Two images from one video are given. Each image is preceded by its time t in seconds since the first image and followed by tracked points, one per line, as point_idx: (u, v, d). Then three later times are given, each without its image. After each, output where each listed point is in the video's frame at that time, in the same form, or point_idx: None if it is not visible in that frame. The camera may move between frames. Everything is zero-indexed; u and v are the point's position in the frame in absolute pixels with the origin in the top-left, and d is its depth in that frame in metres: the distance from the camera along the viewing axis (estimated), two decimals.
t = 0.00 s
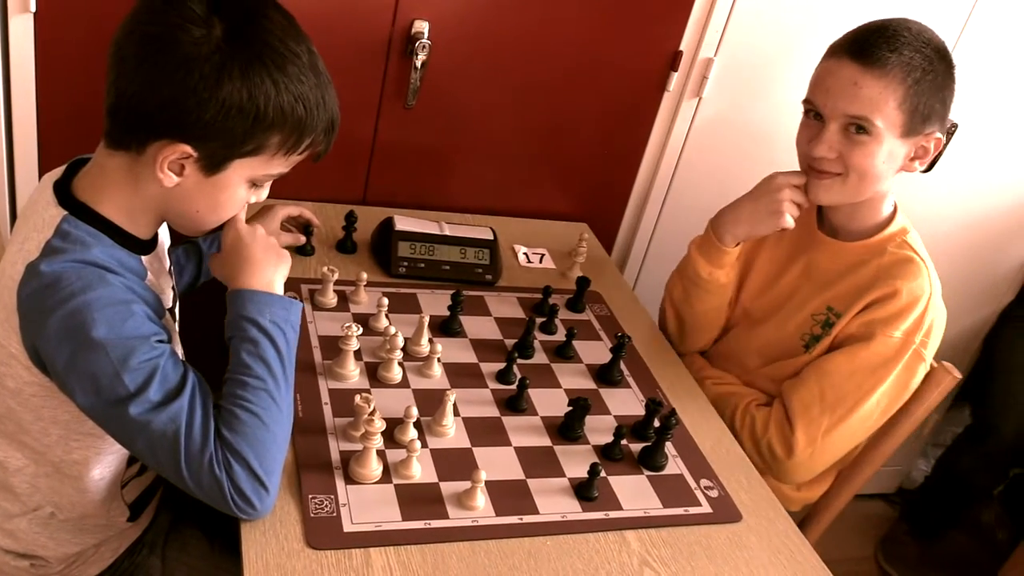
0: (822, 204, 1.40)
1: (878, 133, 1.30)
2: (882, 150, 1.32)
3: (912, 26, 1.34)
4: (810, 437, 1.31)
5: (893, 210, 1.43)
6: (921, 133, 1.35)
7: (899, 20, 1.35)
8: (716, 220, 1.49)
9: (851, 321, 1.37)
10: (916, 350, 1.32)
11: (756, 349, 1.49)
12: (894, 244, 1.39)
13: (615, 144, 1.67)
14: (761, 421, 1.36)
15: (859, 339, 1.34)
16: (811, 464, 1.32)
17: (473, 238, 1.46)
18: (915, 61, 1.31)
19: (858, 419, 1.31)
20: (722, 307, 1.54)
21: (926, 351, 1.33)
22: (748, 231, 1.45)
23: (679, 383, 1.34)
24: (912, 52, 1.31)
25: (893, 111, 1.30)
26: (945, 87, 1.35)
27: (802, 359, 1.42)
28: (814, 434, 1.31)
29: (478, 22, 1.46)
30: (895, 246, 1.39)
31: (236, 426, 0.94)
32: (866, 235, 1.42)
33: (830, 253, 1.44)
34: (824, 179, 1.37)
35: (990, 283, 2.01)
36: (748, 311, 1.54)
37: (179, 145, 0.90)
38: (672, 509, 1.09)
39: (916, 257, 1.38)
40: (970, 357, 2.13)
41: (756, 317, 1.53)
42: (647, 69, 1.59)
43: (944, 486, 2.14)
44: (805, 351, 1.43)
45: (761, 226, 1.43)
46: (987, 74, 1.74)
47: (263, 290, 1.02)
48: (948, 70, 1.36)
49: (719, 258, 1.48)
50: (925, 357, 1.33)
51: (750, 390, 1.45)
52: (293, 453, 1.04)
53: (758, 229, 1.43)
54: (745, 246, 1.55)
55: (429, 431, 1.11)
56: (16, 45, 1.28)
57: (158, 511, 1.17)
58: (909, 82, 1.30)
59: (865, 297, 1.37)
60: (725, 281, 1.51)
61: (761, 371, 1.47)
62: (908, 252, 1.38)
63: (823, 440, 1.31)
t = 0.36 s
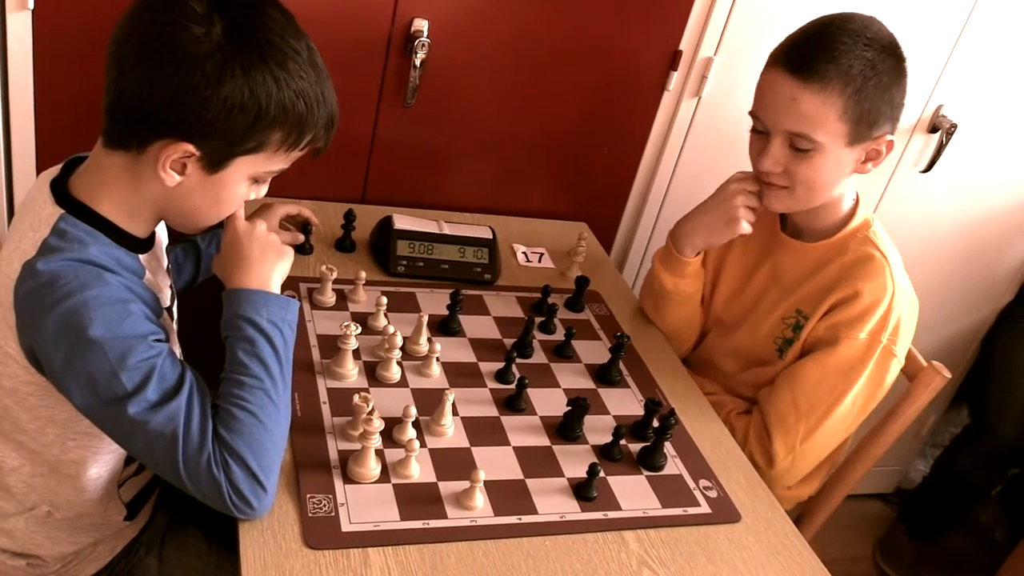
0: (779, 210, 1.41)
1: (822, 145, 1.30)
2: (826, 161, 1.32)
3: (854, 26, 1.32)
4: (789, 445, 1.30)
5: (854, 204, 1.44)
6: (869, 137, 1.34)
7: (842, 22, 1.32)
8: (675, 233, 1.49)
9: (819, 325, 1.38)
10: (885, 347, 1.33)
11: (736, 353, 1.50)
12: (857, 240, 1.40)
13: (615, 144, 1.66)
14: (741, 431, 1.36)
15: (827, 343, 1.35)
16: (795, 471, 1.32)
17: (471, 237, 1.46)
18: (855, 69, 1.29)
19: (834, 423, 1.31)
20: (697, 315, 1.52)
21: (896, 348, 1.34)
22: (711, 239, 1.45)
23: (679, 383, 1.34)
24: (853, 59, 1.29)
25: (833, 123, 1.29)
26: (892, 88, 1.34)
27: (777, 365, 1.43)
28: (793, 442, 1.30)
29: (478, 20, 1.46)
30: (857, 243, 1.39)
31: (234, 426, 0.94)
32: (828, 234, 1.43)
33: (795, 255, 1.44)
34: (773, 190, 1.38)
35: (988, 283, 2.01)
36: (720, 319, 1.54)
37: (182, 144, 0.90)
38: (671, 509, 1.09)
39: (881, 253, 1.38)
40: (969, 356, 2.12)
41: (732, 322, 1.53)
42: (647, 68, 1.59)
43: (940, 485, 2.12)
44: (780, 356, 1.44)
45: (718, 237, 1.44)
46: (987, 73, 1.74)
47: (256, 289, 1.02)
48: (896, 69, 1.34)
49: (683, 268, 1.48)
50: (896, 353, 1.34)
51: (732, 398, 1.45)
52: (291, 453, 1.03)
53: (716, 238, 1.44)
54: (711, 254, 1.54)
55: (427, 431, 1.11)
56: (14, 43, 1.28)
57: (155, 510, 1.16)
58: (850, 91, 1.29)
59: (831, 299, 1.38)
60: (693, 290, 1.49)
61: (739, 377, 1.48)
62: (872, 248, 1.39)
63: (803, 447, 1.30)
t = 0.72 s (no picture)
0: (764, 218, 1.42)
1: (797, 161, 1.31)
2: (802, 176, 1.32)
3: (830, 38, 1.31)
4: (784, 450, 1.30)
5: (843, 205, 1.43)
6: (846, 150, 1.34)
7: (818, 34, 1.31)
8: (666, 239, 1.49)
9: (811, 330, 1.37)
10: (878, 349, 1.33)
11: (733, 357, 1.50)
12: (846, 243, 1.39)
13: (617, 144, 1.66)
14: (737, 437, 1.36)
15: (819, 348, 1.35)
16: (791, 475, 1.32)
17: (472, 237, 1.45)
18: (830, 84, 1.28)
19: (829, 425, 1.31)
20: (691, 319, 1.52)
21: (889, 349, 1.34)
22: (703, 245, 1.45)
23: (678, 384, 1.34)
24: (828, 74, 1.28)
25: (808, 138, 1.29)
26: (868, 100, 1.33)
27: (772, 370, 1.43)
28: (788, 447, 1.30)
29: (482, 20, 1.46)
30: (848, 245, 1.39)
31: (234, 421, 0.94)
32: (818, 237, 1.43)
33: (787, 258, 1.44)
34: (750, 201, 1.39)
35: (990, 286, 2.01)
36: (713, 322, 1.54)
37: (190, 145, 0.90)
38: (670, 511, 1.09)
39: (870, 255, 1.38)
40: (969, 360, 2.12)
41: (727, 325, 1.52)
42: (650, 68, 1.59)
43: (939, 489, 2.12)
44: (774, 360, 1.44)
45: (704, 240, 1.44)
46: (989, 77, 1.74)
47: (250, 285, 1.02)
48: (874, 79, 1.34)
49: (674, 274, 1.47)
50: (889, 355, 1.34)
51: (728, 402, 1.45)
52: (290, 452, 1.03)
53: (704, 242, 1.44)
54: (703, 257, 1.54)
55: (427, 431, 1.11)
56: (14, 38, 1.27)
57: (154, 507, 1.16)
58: (824, 107, 1.28)
59: (822, 303, 1.38)
60: (686, 295, 1.49)
61: (736, 380, 1.48)
62: (861, 250, 1.38)
63: (798, 452, 1.30)
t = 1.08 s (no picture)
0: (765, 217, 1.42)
1: (801, 161, 1.30)
2: (807, 176, 1.32)
3: (838, 38, 1.30)
4: (790, 448, 1.30)
5: (849, 205, 1.44)
6: (851, 151, 1.34)
7: (826, 35, 1.31)
8: (664, 235, 1.49)
9: (818, 328, 1.37)
10: (885, 348, 1.33)
11: (734, 356, 1.50)
12: (854, 243, 1.39)
13: (618, 143, 1.66)
14: (741, 435, 1.35)
15: (827, 346, 1.35)
16: (794, 473, 1.31)
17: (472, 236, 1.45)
18: (836, 85, 1.28)
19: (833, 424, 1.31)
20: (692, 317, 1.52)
21: (895, 348, 1.34)
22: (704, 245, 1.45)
23: (678, 383, 1.34)
24: (835, 75, 1.28)
25: (812, 138, 1.29)
26: (875, 102, 1.33)
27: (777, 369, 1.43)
28: (794, 444, 1.30)
29: (482, 18, 1.45)
30: (855, 244, 1.39)
31: (233, 422, 0.94)
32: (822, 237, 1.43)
33: (793, 256, 1.44)
34: (755, 200, 1.38)
35: (992, 286, 2.01)
36: (717, 321, 1.54)
37: (190, 144, 0.90)
38: (670, 512, 1.08)
39: (878, 255, 1.38)
40: (971, 360, 2.12)
41: (730, 325, 1.52)
42: (651, 68, 1.58)
43: (939, 489, 2.12)
44: (779, 359, 1.44)
45: (703, 237, 1.44)
46: (994, 74, 1.73)
47: (248, 285, 1.01)
48: (880, 81, 1.34)
49: (673, 270, 1.47)
50: (895, 354, 1.33)
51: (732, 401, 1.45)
52: (290, 451, 1.03)
53: (703, 239, 1.44)
54: (708, 256, 1.54)
55: (427, 430, 1.10)
56: (14, 36, 1.27)
57: (152, 506, 1.16)
58: (831, 108, 1.28)
59: (829, 301, 1.37)
60: (684, 291, 1.48)
61: (739, 379, 1.48)
62: (869, 249, 1.38)
63: (803, 449, 1.30)
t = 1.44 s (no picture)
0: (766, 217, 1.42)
1: (804, 159, 1.30)
2: (809, 174, 1.31)
3: (841, 37, 1.30)
4: (789, 450, 1.29)
5: (849, 207, 1.43)
6: (853, 150, 1.33)
7: (828, 33, 1.31)
8: (664, 236, 1.48)
9: (818, 329, 1.37)
10: (884, 351, 1.32)
11: (735, 358, 1.50)
12: (854, 245, 1.39)
13: (620, 144, 1.65)
14: (741, 437, 1.35)
15: (827, 348, 1.34)
16: (793, 477, 1.31)
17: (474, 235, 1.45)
18: (839, 83, 1.28)
19: (834, 426, 1.30)
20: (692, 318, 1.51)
21: (895, 351, 1.33)
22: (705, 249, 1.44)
23: (679, 384, 1.33)
24: (838, 73, 1.28)
25: (815, 136, 1.28)
26: (877, 100, 1.32)
27: (777, 371, 1.42)
28: (793, 448, 1.29)
29: (485, 17, 1.45)
30: (855, 246, 1.39)
31: (233, 420, 0.94)
32: (822, 239, 1.42)
33: (794, 258, 1.43)
34: (757, 201, 1.38)
35: (995, 290, 2.00)
36: (717, 323, 1.53)
37: (191, 144, 0.89)
38: (670, 514, 1.08)
39: (877, 257, 1.38)
40: (972, 364, 2.12)
41: (730, 326, 1.51)
42: (654, 68, 1.58)
43: (939, 492, 2.12)
44: (779, 361, 1.44)
45: (704, 238, 1.44)
46: (999, 77, 1.73)
47: (252, 284, 1.01)
48: (883, 80, 1.33)
49: (674, 271, 1.47)
50: (895, 357, 1.33)
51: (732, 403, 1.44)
52: (289, 450, 1.03)
53: (703, 241, 1.44)
54: (708, 257, 1.53)
55: (427, 430, 1.10)
56: (17, 32, 1.27)
57: (151, 503, 1.16)
58: (833, 105, 1.27)
59: (830, 304, 1.37)
60: (685, 292, 1.48)
61: (739, 381, 1.47)
62: (868, 252, 1.38)
63: (802, 453, 1.30)
